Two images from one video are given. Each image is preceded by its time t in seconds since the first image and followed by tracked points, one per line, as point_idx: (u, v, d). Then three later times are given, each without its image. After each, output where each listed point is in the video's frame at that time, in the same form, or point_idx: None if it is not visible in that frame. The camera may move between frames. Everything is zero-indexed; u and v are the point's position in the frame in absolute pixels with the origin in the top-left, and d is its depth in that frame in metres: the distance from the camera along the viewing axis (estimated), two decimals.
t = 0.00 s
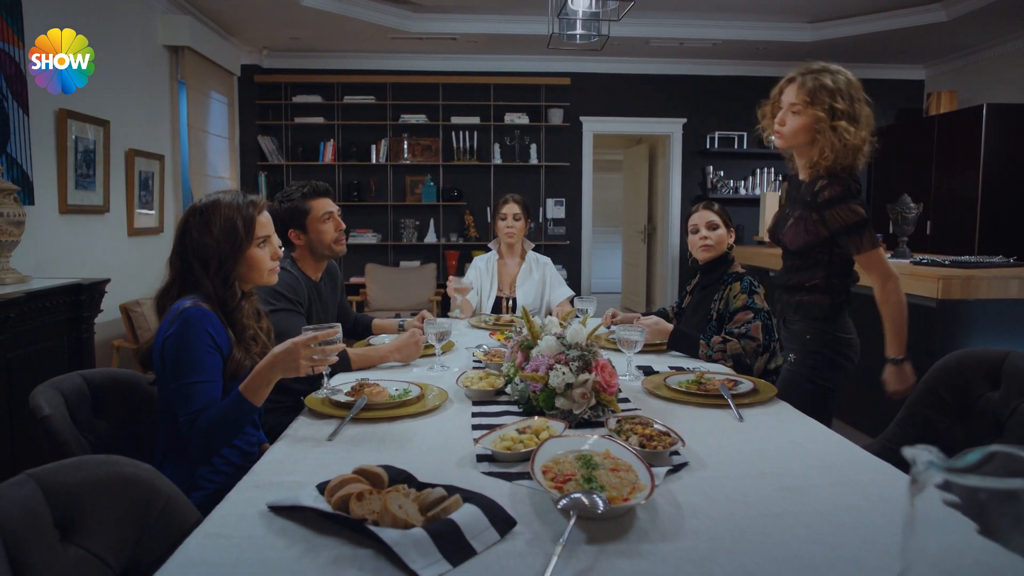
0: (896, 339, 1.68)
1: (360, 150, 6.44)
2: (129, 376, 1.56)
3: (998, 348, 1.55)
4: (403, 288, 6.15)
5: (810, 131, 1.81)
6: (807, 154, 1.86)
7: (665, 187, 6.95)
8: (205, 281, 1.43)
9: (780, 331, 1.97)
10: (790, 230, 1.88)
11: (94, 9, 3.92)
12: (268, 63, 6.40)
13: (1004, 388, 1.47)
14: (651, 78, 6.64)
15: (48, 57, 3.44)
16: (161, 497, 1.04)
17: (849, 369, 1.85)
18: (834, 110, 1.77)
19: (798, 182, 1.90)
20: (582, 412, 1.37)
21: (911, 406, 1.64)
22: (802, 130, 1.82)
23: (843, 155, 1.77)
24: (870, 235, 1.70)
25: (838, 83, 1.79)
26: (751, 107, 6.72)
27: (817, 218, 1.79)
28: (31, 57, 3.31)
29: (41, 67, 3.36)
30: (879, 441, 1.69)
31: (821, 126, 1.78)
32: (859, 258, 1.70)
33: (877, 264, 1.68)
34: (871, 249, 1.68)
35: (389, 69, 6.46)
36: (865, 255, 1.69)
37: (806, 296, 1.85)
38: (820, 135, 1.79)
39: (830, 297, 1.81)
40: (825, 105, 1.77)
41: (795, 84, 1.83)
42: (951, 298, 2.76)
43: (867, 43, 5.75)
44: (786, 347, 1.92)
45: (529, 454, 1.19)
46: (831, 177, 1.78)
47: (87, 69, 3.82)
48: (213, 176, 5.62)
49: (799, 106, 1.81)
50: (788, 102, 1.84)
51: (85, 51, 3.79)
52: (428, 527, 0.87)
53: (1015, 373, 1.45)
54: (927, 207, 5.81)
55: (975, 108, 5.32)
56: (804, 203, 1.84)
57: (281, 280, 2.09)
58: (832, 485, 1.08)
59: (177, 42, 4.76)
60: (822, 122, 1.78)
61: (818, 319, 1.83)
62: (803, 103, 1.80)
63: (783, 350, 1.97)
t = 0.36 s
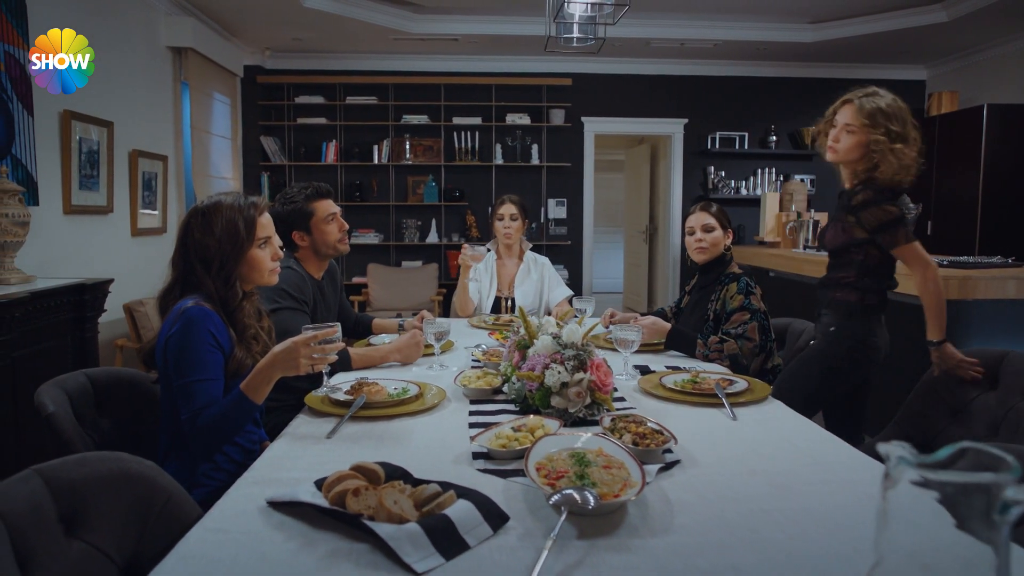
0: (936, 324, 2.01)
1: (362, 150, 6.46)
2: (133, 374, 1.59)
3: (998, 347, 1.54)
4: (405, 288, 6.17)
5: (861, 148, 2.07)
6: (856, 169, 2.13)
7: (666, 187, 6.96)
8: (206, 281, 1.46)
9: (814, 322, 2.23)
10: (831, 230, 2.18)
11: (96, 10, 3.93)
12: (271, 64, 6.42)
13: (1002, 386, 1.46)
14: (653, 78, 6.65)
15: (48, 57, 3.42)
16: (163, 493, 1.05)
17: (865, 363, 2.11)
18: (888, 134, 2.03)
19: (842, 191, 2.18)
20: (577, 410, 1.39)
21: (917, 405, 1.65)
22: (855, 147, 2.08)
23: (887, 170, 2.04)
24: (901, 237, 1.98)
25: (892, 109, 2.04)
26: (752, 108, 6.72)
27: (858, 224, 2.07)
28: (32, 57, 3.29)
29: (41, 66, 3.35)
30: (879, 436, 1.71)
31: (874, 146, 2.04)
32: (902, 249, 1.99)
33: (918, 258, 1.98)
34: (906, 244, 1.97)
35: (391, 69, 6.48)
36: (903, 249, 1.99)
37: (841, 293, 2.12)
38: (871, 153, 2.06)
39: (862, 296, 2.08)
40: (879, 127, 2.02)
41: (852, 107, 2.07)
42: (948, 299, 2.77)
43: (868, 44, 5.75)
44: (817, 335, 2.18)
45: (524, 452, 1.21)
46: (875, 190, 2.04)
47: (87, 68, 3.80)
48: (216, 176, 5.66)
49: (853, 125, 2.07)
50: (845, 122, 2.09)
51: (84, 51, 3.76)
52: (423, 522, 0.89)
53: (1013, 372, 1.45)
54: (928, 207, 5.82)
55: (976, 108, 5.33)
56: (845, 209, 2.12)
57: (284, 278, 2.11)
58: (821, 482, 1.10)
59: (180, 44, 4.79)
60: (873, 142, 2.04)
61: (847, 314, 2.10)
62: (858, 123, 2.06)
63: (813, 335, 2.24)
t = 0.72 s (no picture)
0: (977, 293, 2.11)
1: (365, 150, 6.49)
2: (137, 372, 1.61)
3: (987, 347, 1.56)
4: (408, 288, 6.19)
5: (881, 145, 2.19)
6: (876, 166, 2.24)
7: (668, 187, 6.96)
8: (209, 280, 1.48)
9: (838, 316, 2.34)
10: (860, 227, 2.24)
11: (98, 10, 3.93)
12: (274, 64, 6.46)
13: (995, 386, 1.49)
14: (655, 78, 6.66)
15: (48, 58, 3.40)
16: (165, 488, 1.08)
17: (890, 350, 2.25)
18: (907, 130, 2.15)
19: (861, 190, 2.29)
20: (572, 408, 1.41)
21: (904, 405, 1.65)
22: (875, 144, 2.20)
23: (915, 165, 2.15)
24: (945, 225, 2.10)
25: (908, 107, 2.18)
26: (754, 108, 6.73)
27: (891, 219, 2.18)
28: (31, 57, 3.27)
29: (41, 67, 3.33)
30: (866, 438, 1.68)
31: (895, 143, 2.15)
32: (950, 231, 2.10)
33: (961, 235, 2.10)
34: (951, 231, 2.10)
35: (393, 70, 6.51)
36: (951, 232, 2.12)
37: (871, 285, 2.24)
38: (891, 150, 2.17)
39: (892, 287, 2.21)
40: (899, 124, 2.15)
41: (871, 106, 2.20)
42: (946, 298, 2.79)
43: (869, 44, 5.76)
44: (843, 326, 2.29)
45: (520, 449, 1.23)
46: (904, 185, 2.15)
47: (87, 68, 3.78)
48: (220, 176, 5.69)
49: (875, 123, 2.18)
50: (864, 122, 2.21)
51: (84, 51, 3.75)
52: (418, 516, 0.91)
53: (1007, 371, 1.47)
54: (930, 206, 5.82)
55: (976, 108, 5.34)
56: (875, 206, 2.21)
57: (286, 279, 2.13)
58: (811, 478, 1.12)
59: (183, 44, 4.82)
60: (894, 139, 2.16)
61: (878, 307, 2.21)
62: (879, 121, 2.18)
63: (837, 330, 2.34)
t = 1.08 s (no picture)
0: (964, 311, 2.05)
1: (369, 149, 6.51)
2: (144, 369, 1.64)
3: (981, 345, 1.58)
4: (412, 286, 6.21)
5: (880, 146, 2.20)
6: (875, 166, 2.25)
7: (672, 185, 6.96)
8: (214, 278, 1.51)
9: (836, 318, 2.36)
10: (857, 232, 2.27)
11: (101, 11, 3.93)
12: (279, 64, 6.49)
13: (990, 383, 1.51)
14: (659, 76, 6.66)
15: (48, 57, 3.35)
16: (171, 481, 1.10)
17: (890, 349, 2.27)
18: (906, 131, 2.16)
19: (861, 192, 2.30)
20: (571, 405, 1.44)
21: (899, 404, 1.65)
22: (873, 145, 2.21)
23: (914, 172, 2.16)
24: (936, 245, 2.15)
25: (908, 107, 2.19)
26: (758, 106, 6.72)
27: (889, 225, 2.19)
28: (31, 57, 3.23)
29: (39, 66, 3.28)
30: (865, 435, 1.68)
31: (892, 144, 2.16)
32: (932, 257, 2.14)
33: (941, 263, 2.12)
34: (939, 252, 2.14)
35: (397, 68, 6.54)
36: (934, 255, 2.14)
37: (866, 286, 2.26)
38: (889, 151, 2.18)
39: (885, 289, 2.24)
40: (898, 125, 2.16)
41: (873, 106, 2.21)
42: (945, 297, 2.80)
43: (874, 42, 5.75)
44: (842, 329, 2.31)
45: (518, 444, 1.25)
46: (902, 193, 2.17)
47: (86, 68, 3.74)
48: (225, 175, 5.72)
49: (876, 124, 2.19)
50: (864, 121, 2.23)
51: (83, 51, 3.71)
52: (417, 509, 0.94)
53: (1002, 368, 1.49)
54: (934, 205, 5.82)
55: (981, 106, 5.33)
56: (874, 212, 2.22)
57: (288, 276, 2.16)
58: (804, 473, 1.13)
59: (189, 44, 4.85)
60: (892, 141, 2.17)
61: (874, 306, 2.24)
62: (879, 122, 2.19)
63: (835, 332, 2.36)
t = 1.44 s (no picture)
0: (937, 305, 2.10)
1: (373, 148, 6.54)
2: (151, 366, 1.67)
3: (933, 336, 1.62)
4: (416, 284, 6.24)
5: (875, 142, 2.22)
6: (869, 163, 2.27)
7: (675, 183, 6.97)
8: (219, 278, 1.53)
9: (836, 318, 2.35)
10: (853, 231, 2.28)
11: (104, 11, 3.93)
12: (284, 62, 6.51)
13: (947, 374, 1.54)
14: (662, 75, 6.66)
15: (48, 57, 3.34)
16: (176, 477, 1.11)
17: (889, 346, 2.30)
18: (900, 128, 2.19)
19: (856, 189, 2.31)
20: (570, 401, 1.46)
21: (859, 399, 1.66)
22: (870, 141, 2.22)
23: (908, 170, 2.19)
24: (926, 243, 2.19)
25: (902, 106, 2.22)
26: (762, 104, 6.72)
27: (883, 223, 2.22)
28: (31, 57, 3.21)
29: (41, 66, 3.27)
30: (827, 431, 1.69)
31: (888, 139, 2.19)
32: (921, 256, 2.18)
33: (930, 261, 2.18)
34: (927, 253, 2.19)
35: (401, 67, 6.56)
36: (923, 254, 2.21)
37: (866, 285, 2.27)
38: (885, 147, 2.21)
39: (883, 286, 2.27)
40: (895, 121, 2.19)
41: (868, 103, 2.23)
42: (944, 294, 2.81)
43: (877, 40, 5.75)
44: (845, 330, 2.31)
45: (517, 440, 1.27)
46: (895, 191, 2.20)
47: (87, 68, 3.72)
48: (230, 173, 5.76)
49: (871, 121, 2.22)
50: (860, 118, 2.24)
51: (85, 51, 3.69)
52: (416, 501, 0.96)
53: (958, 359, 1.53)
54: (937, 203, 5.82)
55: (985, 105, 5.32)
56: (868, 210, 2.25)
57: (291, 274, 2.18)
58: (798, 468, 1.15)
59: (194, 43, 4.88)
60: (888, 136, 2.19)
61: (877, 304, 2.27)
62: (875, 119, 2.21)
63: (836, 333, 2.35)
